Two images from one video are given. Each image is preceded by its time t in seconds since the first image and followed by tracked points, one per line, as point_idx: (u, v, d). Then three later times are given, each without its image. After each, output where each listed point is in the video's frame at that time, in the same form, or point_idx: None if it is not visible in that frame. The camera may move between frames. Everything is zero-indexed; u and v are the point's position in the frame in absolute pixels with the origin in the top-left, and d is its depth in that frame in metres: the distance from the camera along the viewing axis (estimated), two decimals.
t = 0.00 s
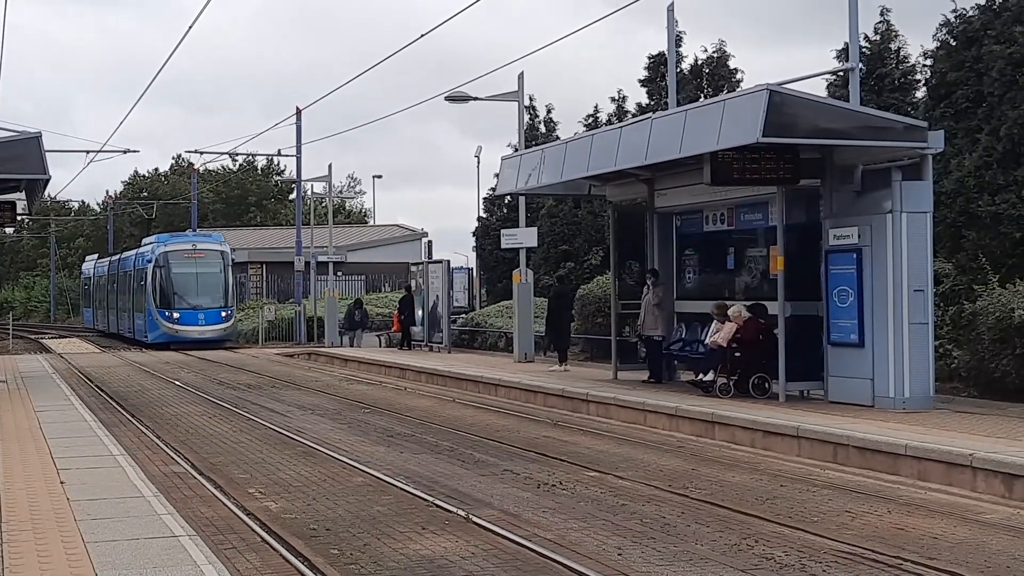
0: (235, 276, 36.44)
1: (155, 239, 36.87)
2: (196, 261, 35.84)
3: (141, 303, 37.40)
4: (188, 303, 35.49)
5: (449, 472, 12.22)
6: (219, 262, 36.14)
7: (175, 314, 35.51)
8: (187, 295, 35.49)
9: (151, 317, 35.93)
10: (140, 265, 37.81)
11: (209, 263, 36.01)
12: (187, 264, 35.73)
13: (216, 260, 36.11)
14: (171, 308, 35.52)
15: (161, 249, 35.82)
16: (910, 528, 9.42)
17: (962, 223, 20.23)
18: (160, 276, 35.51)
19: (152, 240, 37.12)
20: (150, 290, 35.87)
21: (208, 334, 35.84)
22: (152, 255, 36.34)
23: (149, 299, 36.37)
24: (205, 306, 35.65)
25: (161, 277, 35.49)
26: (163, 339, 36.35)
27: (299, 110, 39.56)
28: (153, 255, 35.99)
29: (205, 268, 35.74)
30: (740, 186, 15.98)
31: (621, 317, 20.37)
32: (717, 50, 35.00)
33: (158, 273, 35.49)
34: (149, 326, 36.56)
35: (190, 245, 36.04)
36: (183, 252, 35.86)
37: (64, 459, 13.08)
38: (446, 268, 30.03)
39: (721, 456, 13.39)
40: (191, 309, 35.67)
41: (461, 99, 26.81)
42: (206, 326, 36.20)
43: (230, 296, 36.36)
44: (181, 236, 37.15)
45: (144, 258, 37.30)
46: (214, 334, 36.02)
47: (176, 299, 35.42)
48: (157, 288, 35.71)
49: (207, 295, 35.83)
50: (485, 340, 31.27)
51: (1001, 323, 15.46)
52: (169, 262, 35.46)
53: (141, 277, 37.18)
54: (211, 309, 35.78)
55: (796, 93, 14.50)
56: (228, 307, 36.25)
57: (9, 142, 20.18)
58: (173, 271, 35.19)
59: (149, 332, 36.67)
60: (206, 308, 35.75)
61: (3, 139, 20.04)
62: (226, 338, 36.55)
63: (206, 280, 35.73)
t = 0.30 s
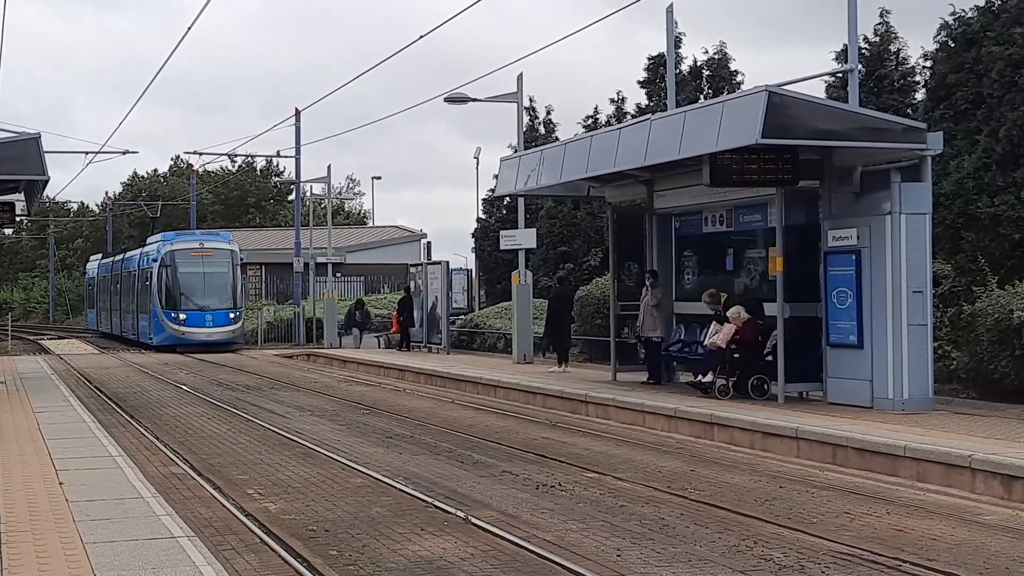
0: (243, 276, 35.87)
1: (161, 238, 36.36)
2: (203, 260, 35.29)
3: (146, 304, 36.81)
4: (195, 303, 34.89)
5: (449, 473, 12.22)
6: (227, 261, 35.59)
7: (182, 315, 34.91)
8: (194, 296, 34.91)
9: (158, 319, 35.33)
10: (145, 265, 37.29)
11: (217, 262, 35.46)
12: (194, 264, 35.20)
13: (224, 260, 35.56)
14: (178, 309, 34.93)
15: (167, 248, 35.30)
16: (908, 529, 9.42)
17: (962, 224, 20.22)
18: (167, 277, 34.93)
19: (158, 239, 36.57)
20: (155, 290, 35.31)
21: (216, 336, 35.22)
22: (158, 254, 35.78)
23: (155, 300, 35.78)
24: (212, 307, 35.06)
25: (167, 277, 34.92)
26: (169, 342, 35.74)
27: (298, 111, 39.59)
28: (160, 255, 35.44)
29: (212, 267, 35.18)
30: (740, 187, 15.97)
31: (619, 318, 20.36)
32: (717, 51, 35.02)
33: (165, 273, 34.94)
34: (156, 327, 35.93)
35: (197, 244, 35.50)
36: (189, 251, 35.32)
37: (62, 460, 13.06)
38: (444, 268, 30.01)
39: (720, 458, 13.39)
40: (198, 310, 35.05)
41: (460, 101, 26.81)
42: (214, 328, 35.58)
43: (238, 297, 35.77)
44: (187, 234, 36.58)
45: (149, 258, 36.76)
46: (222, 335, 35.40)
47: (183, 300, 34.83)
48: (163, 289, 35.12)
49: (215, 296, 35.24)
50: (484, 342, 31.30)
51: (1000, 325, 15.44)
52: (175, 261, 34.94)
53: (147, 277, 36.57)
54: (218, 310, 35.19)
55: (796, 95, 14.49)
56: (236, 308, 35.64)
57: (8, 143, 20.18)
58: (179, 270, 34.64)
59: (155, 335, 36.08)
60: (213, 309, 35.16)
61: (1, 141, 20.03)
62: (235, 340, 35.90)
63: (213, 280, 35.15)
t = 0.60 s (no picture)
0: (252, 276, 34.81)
1: (168, 235, 35.41)
2: (211, 259, 34.29)
3: (152, 305, 35.82)
4: (202, 304, 33.84)
5: (448, 475, 12.22)
6: (235, 260, 34.56)
7: (189, 316, 33.86)
8: (201, 296, 33.86)
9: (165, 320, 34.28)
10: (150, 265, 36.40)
11: (225, 261, 34.44)
12: (201, 262, 34.18)
13: (232, 258, 34.53)
14: (184, 310, 33.89)
15: (173, 247, 34.33)
16: (907, 530, 9.43)
17: (961, 226, 20.26)
18: (173, 276, 33.96)
19: (165, 237, 35.61)
20: (162, 290, 34.32)
21: (224, 338, 34.12)
22: (164, 252, 34.81)
23: (161, 301, 34.78)
24: (220, 308, 33.99)
25: (173, 276, 33.95)
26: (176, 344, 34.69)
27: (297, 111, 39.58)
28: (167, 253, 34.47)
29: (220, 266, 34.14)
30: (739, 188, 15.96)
31: (619, 318, 20.48)
32: (717, 53, 35.09)
33: (171, 272, 33.95)
34: (162, 329, 34.87)
35: (204, 242, 34.50)
36: (197, 249, 34.33)
37: (62, 461, 13.05)
38: (444, 269, 29.99)
39: (719, 459, 13.39)
40: (205, 311, 34.00)
41: (459, 102, 26.83)
42: (222, 330, 34.47)
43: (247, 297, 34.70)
44: (195, 232, 35.58)
45: (156, 256, 35.77)
46: (230, 338, 34.26)
47: (190, 300, 33.80)
48: (169, 288, 34.13)
49: (223, 296, 34.20)
50: (484, 343, 31.33)
51: (999, 326, 15.44)
52: (181, 260, 33.96)
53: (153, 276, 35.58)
54: (226, 311, 34.12)
55: (795, 96, 14.50)
56: (245, 309, 34.54)
57: (8, 143, 20.16)
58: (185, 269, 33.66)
59: (161, 337, 35.07)
60: (221, 310, 34.09)
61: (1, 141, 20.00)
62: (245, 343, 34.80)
63: (221, 279, 34.11)
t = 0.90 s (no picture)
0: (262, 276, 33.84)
1: (175, 234, 34.47)
2: (219, 258, 33.32)
3: (158, 305, 34.83)
4: (210, 304, 32.85)
5: (447, 476, 12.20)
6: (244, 259, 33.60)
7: (196, 317, 32.85)
8: (208, 296, 32.87)
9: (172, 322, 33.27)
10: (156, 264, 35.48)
11: (234, 260, 33.47)
12: (209, 261, 33.23)
13: (241, 257, 33.58)
14: (192, 310, 32.90)
15: (180, 245, 33.40)
16: (907, 532, 9.42)
17: (961, 226, 20.29)
18: (180, 275, 32.98)
19: (171, 236, 34.64)
20: (169, 289, 33.36)
21: (232, 340, 33.10)
22: (171, 251, 33.83)
23: (167, 301, 33.78)
24: (229, 309, 33.00)
25: (181, 276, 32.98)
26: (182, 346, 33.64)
27: (297, 112, 39.56)
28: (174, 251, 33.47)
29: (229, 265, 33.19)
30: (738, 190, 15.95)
31: (619, 319, 20.49)
32: (718, 54, 35.11)
33: (178, 271, 33.00)
34: (168, 331, 33.84)
35: (213, 240, 33.55)
36: (204, 247, 33.36)
37: (61, 462, 13.03)
38: (443, 270, 29.94)
39: (719, 461, 13.37)
40: (213, 312, 32.99)
41: (459, 103, 26.82)
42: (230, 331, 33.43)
43: (256, 298, 33.71)
44: (202, 229, 34.61)
45: (162, 255, 34.79)
46: (239, 340, 33.22)
47: (197, 301, 32.80)
48: (175, 288, 33.16)
49: (231, 296, 33.23)
50: (483, 344, 31.33)
51: (999, 328, 15.43)
52: (188, 258, 33.02)
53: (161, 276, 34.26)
54: (235, 312, 33.12)
55: (795, 97, 14.49)
56: (254, 310, 33.53)
57: (8, 143, 20.15)
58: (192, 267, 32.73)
59: (168, 339, 34.05)
60: (230, 310, 33.09)
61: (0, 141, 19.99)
62: (253, 346, 33.75)
63: (230, 279, 33.14)
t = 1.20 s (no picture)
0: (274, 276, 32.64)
1: (183, 231, 33.31)
2: (229, 257, 32.16)
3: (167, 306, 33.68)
4: (220, 305, 31.67)
5: (447, 477, 12.19)
6: (256, 258, 32.41)
7: (206, 318, 31.70)
8: (218, 296, 31.71)
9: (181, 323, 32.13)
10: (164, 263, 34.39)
11: (244, 259, 32.28)
12: (218, 260, 32.05)
13: (252, 255, 32.36)
14: (201, 312, 31.75)
15: (188, 243, 32.25)
16: (908, 533, 9.42)
17: (961, 227, 20.31)
18: (189, 275, 31.85)
19: (181, 234, 33.50)
20: (178, 289, 32.23)
21: (243, 343, 31.90)
22: (179, 249, 32.67)
23: (176, 302, 32.66)
24: (240, 310, 31.81)
25: (190, 275, 31.85)
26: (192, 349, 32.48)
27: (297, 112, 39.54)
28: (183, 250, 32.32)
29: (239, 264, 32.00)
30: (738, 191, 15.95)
31: (619, 320, 20.52)
32: (718, 55, 35.11)
33: (187, 271, 31.88)
34: (178, 333, 32.70)
35: (222, 238, 32.35)
36: (214, 246, 32.19)
37: (61, 463, 13.02)
38: (444, 272, 29.92)
39: (719, 462, 13.37)
40: (224, 313, 31.81)
41: (459, 104, 26.82)
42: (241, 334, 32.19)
43: (268, 299, 32.53)
44: (212, 226, 33.43)
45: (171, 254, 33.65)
46: (250, 342, 32.00)
47: (206, 301, 31.66)
48: (185, 288, 32.03)
49: (242, 297, 32.00)
50: (483, 345, 31.33)
51: (999, 329, 15.44)
52: (197, 257, 31.88)
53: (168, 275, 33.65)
54: (245, 313, 31.92)
55: (794, 98, 14.50)
56: (266, 311, 32.32)
57: (8, 144, 20.14)
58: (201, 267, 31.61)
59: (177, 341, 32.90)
60: (241, 312, 31.89)
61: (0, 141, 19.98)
62: (266, 348, 32.53)
63: (240, 278, 31.98)
